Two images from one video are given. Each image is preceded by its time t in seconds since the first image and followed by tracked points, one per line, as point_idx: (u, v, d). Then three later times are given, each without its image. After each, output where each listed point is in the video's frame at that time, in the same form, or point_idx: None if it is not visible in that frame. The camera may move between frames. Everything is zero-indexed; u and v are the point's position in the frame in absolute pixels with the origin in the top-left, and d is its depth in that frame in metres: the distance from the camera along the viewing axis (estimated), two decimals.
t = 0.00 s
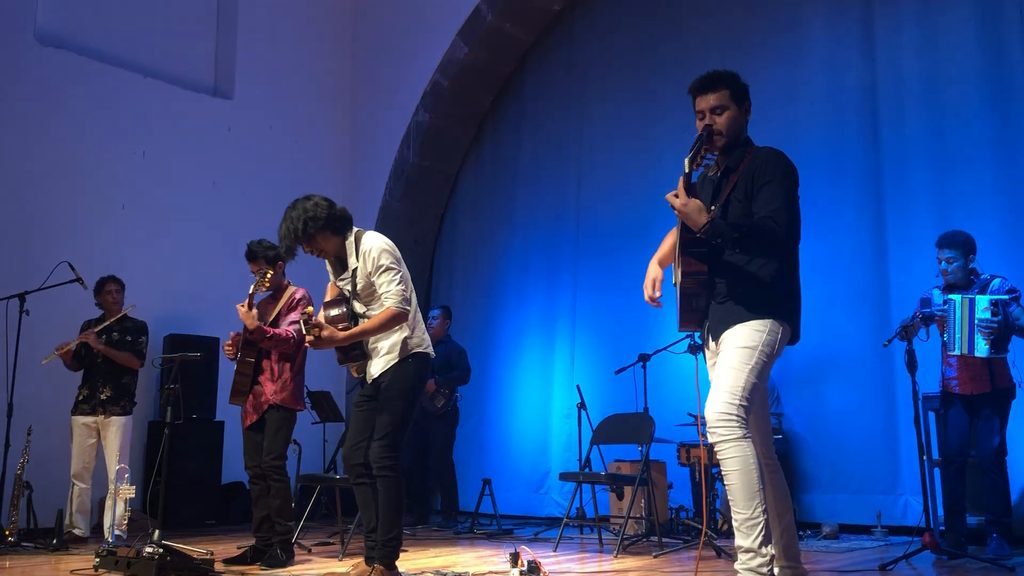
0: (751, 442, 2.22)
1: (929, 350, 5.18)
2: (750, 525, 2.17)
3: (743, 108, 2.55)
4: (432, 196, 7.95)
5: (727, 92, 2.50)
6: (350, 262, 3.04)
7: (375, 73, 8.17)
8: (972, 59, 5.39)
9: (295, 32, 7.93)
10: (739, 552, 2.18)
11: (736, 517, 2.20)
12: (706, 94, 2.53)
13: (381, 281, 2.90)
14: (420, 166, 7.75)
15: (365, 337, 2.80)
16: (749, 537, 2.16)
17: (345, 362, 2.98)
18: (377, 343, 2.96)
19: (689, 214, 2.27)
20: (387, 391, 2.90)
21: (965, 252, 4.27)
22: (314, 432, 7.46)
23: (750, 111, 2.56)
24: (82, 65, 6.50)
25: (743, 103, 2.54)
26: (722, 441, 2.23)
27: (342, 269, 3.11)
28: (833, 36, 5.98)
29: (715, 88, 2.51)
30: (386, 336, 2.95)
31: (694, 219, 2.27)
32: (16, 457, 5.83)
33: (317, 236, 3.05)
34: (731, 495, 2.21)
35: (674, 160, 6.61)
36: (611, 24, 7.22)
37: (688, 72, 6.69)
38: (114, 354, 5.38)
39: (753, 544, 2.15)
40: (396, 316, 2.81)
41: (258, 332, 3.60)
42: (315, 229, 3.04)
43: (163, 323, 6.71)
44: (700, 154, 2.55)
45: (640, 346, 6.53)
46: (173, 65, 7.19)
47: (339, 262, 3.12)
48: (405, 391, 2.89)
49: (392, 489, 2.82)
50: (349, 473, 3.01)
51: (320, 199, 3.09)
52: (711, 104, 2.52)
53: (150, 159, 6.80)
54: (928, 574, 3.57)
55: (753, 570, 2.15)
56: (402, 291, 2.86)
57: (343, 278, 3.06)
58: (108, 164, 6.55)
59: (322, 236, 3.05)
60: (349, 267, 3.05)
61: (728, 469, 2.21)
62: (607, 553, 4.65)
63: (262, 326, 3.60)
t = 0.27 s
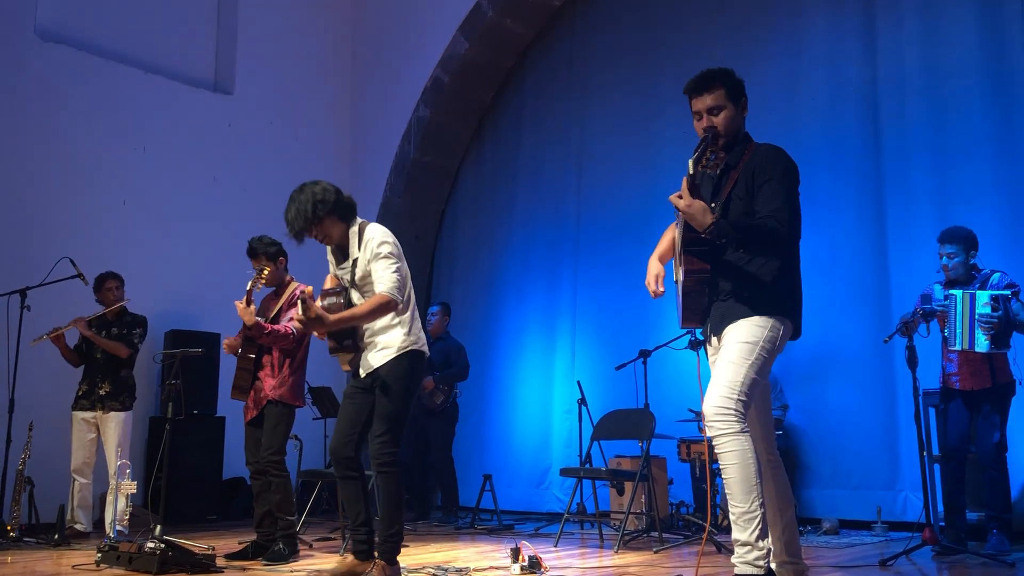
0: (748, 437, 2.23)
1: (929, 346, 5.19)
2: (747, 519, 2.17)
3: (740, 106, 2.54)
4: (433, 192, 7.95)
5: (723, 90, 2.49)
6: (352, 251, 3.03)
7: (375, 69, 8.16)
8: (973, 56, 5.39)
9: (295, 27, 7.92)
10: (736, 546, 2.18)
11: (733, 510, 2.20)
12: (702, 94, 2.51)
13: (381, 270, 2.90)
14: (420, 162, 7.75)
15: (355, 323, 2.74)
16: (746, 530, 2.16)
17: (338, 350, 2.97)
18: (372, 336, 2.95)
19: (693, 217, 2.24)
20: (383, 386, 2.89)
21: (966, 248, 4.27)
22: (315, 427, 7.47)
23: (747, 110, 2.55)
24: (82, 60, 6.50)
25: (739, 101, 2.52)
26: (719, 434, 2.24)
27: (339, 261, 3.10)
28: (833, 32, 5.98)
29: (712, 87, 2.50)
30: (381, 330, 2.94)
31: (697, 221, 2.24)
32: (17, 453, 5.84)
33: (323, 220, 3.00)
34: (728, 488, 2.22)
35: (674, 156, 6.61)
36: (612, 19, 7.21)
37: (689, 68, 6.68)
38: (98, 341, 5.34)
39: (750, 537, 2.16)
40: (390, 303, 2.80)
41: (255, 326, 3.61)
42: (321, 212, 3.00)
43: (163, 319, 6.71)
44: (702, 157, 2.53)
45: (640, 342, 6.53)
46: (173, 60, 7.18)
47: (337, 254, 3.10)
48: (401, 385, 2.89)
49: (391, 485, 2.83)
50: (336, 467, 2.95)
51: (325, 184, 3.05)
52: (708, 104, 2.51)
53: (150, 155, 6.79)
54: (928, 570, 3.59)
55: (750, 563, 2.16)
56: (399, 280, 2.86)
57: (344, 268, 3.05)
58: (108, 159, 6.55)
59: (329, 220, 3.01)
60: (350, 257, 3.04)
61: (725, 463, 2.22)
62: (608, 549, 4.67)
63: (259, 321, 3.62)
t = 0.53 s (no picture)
0: (757, 434, 2.23)
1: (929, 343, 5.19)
2: (753, 515, 2.16)
3: (728, 109, 2.45)
4: (433, 189, 7.94)
5: (711, 96, 2.41)
6: (346, 248, 3.04)
7: (375, 66, 8.15)
8: (973, 52, 5.38)
9: (294, 24, 7.90)
10: (740, 542, 2.17)
11: (739, 506, 2.19)
12: (690, 102, 2.43)
13: (373, 273, 2.89)
14: (420, 158, 7.74)
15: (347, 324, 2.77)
16: (751, 526, 2.16)
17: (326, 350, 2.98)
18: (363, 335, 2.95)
19: (725, 225, 2.19)
20: (379, 382, 2.90)
21: (966, 245, 4.27)
22: (315, 424, 7.47)
23: (736, 111, 2.47)
24: (81, 56, 6.49)
25: (728, 104, 2.44)
26: (728, 430, 2.24)
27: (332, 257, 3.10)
28: (834, 28, 5.97)
29: (699, 94, 2.42)
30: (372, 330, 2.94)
31: (728, 229, 2.20)
32: (17, 449, 5.84)
33: (318, 215, 2.99)
34: (734, 484, 2.21)
35: (674, 153, 6.60)
36: (612, 16, 7.20)
37: (689, 65, 6.67)
38: (87, 336, 5.31)
39: (755, 533, 2.15)
40: (377, 311, 2.79)
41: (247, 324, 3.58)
42: (318, 207, 2.98)
43: (163, 316, 6.71)
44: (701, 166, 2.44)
45: (640, 339, 6.53)
46: (173, 57, 7.17)
47: (331, 249, 3.10)
48: (395, 383, 2.91)
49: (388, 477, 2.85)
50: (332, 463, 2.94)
51: (323, 177, 3.03)
52: (698, 112, 2.42)
53: (150, 151, 6.79)
54: (928, 567, 3.59)
55: (754, 559, 2.15)
56: (387, 287, 2.85)
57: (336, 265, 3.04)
58: (107, 156, 6.54)
59: (324, 216, 2.99)
60: (343, 254, 3.04)
61: (734, 458, 2.22)
62: (608, 546, 4.66)
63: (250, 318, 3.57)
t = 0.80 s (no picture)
0: (763, 433, 2.24)
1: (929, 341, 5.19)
2: (757, 512, 2.18)
3: (715, 111, 2.44)
4: (433, 187, 7.94)
5: (693, 102, 2.41)
6: (350, 246, 3.01)
7: (375, 64, 8.15)
8: (973, 50, 5.38)
9: (294, 22, 7.90)
10: (743, 539, 2.19)
11: (743, 504, 2.21)
12: (675, 111, 2.44)
13: (378, 274, 2.91)
14: (420, 157, 7.74)
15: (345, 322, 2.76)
16: (754, 524, 2.17)
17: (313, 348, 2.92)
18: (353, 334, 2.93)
19: (774, 217, 2.13)
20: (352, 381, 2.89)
21: (965, 242, 4.27)
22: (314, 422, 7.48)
23: (722, 111, 2.45)
24: (81, 54, 6.48)
25: (711, 108, 2.43)
26: (734, 428, 2.25)
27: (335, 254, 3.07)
28: (834, 27, 5.97)
29: (680, 105, 2.43)
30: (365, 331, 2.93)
31: (777, 222, 2.14)
32: (17, 447, 5.83)
33: (333, 208, 2.99)
34: (739, 483, 2.23)
35: (674, 151, 6.60)
36: (612, 14, 7.20)
37: (689, 63, 6.67)
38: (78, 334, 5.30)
39: (758, 531, 2.17)
40: (380, 313, 2.82)
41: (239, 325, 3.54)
42: (335, 200, 2.99)
43: (163, 314, 6.71)
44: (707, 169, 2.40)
45: (639, 337, 6.54)
46: (173, 55, 7.16)
47: (337, 246, 3.08)
48: (373, 380, 2.89)
49: (365, 477, 2.83)
50: (317, 465, 2.92)
51: (347, 172, 3.05)
52: (683, 119, 2.43)
53: (150, 149, 6.78)
54: (927, 565, 3.60)
55: (756, 557, 2.16)
56: (390, 291, 2.88)
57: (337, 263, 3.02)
58: (107, 154, 6.53)
59: (338, 210, 3.00)
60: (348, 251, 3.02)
61: (739, 457, 2.23)
62: (608, 544, 4.67)
63: (242, 318, 3.54)
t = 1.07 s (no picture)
0: (760, 431, 2.22)
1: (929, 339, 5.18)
2: (747, 508, 2.16)
3: (712, 114, 2.44)
4: (433, 185, 7.94)
5: (689, 107, 2.42)
6: (367, 231, 3.02)
7: (375, 62, 8.14)
8: (973, 48, 5.38)
9: (295, 20, 7.90)
10: (731, 533, 2.17)
11: (734, 499, 2.19)
12: (672, 117, 2.45)
13: (389, 265, 2.92)
14: (420, 155, 7.74)
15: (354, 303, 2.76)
16: (744, 519, 2.15)
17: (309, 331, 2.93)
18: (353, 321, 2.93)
19: (781, 216, 2.13)
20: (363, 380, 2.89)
21: (965, 241, 4.27)
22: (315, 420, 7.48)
23: (718, 114, 2.44)
24: (81, 52, 6.48)
25: (708, 111, 2.43)
26: (731, 424, 2.24)
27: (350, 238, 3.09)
28: (835, 25, 5.96)
29: (676, 112, 2.44)
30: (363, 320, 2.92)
31: (784, 220, 2.14)
32: (17, 446, 5.84)
33: (362, 190, 3.05)
34: (732, 477, 2.21)
35: (675, 150, 6.60)
36: (612, 12, 7.19)
37: (690, 61, 6.67)
38: (75, 331, 5.30)
39: (746, 526, 2.14)
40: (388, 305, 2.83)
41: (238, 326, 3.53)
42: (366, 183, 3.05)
43: (164, 312, 6.71)
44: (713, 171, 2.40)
45: (640, 336, 6.54)
46: (173, 53, 7.16)
47: (354, 233, 3.09)
48: (377, 381, 2.88)
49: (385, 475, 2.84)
50: (324, 461, 2.95)
51: (386, 163, 3.12)
52: (681, 125, 2.44)
53: (150, 147, 6.78)
54: (928, 564, 3.60)
55: (743, 552, 2.14)
56: (400, 284, 2.89)
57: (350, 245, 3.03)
58: (108, 152, 6.53)
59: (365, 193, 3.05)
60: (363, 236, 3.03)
61: (733, 452, 2.21)
62: (608, 542, 4.67)
63: (240, 321, 3.53)
